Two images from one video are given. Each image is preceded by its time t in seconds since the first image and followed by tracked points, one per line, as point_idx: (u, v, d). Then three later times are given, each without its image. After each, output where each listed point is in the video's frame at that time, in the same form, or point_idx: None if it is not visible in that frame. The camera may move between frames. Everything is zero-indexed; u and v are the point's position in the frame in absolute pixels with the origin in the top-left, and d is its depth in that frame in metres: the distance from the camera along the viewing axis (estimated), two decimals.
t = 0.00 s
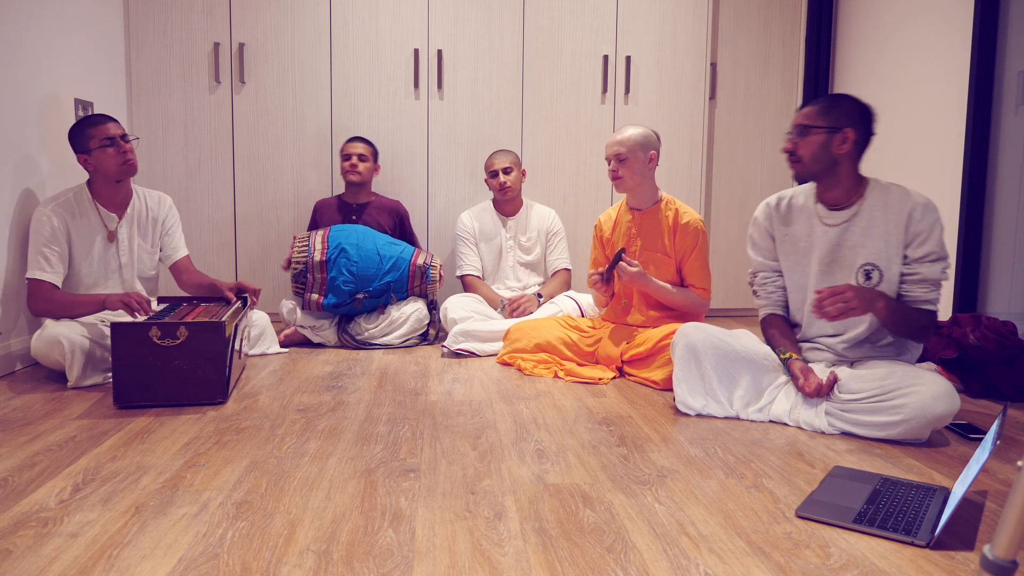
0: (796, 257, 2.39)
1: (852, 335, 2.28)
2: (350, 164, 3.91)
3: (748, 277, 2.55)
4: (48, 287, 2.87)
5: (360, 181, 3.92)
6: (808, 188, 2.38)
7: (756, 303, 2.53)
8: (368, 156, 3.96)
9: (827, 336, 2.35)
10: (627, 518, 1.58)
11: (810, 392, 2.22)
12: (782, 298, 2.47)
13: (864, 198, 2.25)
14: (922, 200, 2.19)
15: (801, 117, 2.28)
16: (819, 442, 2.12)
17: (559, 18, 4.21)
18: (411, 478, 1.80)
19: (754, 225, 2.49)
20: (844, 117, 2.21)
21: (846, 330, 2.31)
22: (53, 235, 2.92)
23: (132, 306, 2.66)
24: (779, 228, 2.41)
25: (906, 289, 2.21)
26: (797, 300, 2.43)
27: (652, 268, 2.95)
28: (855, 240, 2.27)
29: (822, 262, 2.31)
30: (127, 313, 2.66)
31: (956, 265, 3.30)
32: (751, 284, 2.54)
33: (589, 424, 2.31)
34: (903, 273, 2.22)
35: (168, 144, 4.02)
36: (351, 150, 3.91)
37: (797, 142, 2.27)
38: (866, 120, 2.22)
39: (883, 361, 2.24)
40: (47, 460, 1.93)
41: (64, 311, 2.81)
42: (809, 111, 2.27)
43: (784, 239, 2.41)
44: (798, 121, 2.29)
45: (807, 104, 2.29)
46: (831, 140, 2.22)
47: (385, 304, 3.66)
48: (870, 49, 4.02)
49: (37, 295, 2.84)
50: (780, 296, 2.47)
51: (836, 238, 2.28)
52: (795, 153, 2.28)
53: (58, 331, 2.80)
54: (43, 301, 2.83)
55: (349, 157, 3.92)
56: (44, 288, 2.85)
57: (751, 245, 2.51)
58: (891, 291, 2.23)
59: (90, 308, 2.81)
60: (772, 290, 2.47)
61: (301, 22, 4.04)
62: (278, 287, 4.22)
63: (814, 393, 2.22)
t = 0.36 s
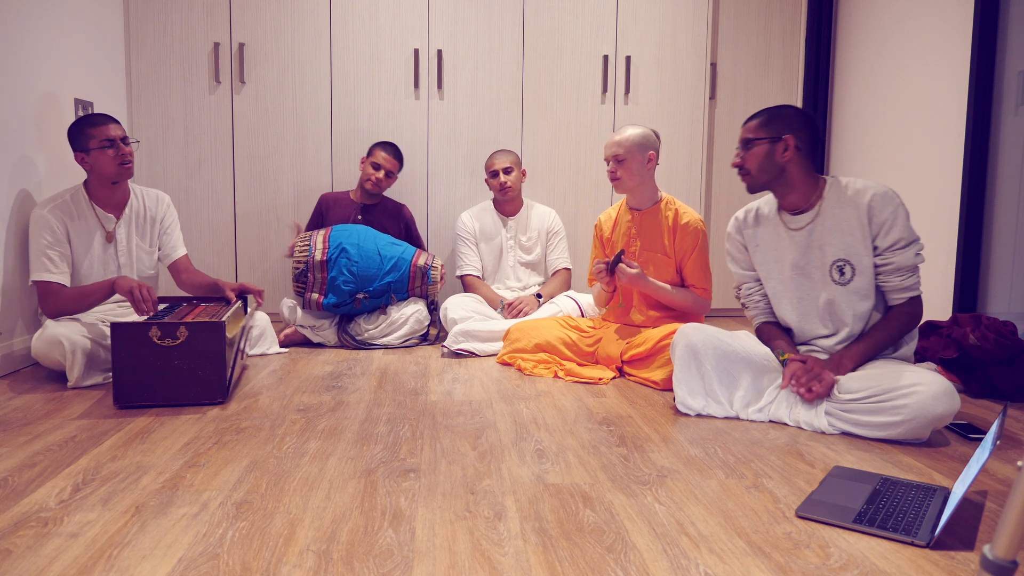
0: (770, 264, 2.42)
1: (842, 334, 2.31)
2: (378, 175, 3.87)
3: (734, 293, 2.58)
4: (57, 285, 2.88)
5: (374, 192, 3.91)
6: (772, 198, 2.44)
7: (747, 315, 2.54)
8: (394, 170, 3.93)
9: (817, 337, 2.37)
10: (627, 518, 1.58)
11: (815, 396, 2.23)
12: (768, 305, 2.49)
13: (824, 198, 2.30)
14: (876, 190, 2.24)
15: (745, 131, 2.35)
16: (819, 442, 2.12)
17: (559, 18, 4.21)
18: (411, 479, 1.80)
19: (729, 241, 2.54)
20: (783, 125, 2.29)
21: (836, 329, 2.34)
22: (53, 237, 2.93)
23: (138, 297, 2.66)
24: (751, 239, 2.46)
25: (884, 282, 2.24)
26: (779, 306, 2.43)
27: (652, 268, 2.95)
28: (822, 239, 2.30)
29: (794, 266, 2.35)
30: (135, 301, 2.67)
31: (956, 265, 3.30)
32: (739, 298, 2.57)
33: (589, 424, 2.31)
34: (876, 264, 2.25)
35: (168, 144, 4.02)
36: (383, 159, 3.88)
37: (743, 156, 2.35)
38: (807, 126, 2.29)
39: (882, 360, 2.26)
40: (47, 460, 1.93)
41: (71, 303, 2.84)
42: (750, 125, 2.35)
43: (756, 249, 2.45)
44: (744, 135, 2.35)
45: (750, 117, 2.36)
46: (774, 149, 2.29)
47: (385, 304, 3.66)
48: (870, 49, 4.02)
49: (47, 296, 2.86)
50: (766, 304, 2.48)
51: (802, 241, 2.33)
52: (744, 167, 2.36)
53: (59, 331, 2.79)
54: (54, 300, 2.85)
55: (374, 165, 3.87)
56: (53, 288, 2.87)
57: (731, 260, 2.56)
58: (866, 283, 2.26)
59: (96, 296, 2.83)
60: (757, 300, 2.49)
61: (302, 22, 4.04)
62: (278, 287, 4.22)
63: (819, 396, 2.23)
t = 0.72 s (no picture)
0: (770, 262, 2.44)
1: (841, 333, 2.30)
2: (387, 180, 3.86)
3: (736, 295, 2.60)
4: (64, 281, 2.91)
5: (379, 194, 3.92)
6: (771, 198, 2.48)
7: (748, 314, 2.55)
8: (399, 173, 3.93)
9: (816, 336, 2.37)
10: (627, 518, 1.58)
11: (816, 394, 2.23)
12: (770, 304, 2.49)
13: (822, 198, 2.33)
14: (875, 190, 2.26)
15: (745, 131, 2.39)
16: (819, 442, 2.12)
17: (559, 18, 4.21)
18: (411, 479, 1.80)
19: (730, 242, 2.57)
20: (783, 125, 2.33)
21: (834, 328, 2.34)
22: (52, 235, 2.94)
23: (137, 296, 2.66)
24: (751, 238, 2.49)
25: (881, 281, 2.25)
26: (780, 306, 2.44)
27: (652, 268, 2.95)
28: (821, 238, 2.33)
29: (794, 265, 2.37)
30: (137, 299, 2.67)
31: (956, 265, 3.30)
32: (741, 299, 2.58)
33: (589, 424, 2.31)
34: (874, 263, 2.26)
35: (168, 144, 4.02)
36: (390, 163, 3.87)
37: (743, 153, 2.38)
38: (805, 126, 2.33)
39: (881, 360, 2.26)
40: (47, 460, 1.93)
41: (81, 301, 2.86)
42: (750, 124, 2.39)
43: (756, 248, 2.47)
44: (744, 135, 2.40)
45: (750, 118, 2.40)
46: (773, 147, 2.33)
47: (385, 304, 3.66)
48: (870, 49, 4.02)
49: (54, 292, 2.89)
50: (767, 303, 2.49)
51: (801, 239, 2.35)
52: (744, 164, 2.39)
53: (58, 331, 2.79)
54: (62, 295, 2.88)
55: (382, 169, 3.86)
56: (60, 283, 2.90)
57: (732, 260, 2.58)
58: (865, 282, 2.27)
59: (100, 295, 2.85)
60: (757, 299, 2.50)
61: (302, 22, 4.04)
62: (278, 287, 4.22)
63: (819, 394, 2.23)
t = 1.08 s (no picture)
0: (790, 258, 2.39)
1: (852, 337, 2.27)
2: (378, 180, 3.86)
3: (747, 282, 2.56)
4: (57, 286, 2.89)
5: (375, 194, 3.95)
6: (802, 191, 2.39)
7: (755, 305, 2.53)
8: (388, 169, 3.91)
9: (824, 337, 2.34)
10: (627, 518, 1.58)
11: (811, 389, 2.26)
12: (779, 298, 2.47)
13: (858, 201, 2.25)
14: (915, 200, 2.18)
15: (798, 116, 2.26)
16: (819, 442, 2.12)
17: (559, 19, 4.21)
18: (411, 478, 1.80)
19: (749, 229, 2.50)
20: (840, 118, 2.19)
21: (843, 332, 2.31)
22: (55, 236, 2.92)
23: (137, 303, 2.66)
24: (775, 229, 2.42)
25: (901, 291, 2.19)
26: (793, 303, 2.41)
27: (652, 268, 2.95)
28: (849, 241, 2.27)
29: (815, 264, 2.32)
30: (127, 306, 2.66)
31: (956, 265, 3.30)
32: (750, 288, 2.54)
33: (589, 424, 2.31)
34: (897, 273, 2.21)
35: (168, 144, 4.02)
36: (377, 164, 3.85)
37: (791, 139, 2.25)
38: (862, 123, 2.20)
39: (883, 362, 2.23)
40: (48, 460, 1.93)
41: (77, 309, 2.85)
42: (806, 109, 2.24)
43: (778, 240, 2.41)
44: (794, 120, 2.27)
45: (803, 104, 2.27)
46: (824, 139, 2.20)
47: (385, 305, 3.66)
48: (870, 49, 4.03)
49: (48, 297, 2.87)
50: (778, 298, 2.47)
51: (828, 239, 2.29)
52: (788, 150, 2.27)
53: (59, 331, 2.79)
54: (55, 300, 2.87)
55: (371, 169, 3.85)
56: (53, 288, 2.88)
57: (748, 247, 2.52)
58: (882, 291, 2.22)
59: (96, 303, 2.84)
60: (769, 292, 2.47)
61: (301, 22, 4.04)
62: (278, 287, 4.22)
63: (816, 391, 2.26)
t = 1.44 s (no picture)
0: (815, 252, 2.40)
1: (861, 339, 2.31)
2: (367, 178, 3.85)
3: (760, 267, 2.54)
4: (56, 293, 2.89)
5: (371, 193, 3.94)
6: (839, 185, 2.37)
7: (765, 292, 2.52)
8: (376, 163, 3.89)
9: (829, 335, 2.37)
10: (627, 518, 1.58)
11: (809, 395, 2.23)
12: (793, 291, 2.47)
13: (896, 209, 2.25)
14: (953, 218, 2.19)
15: (860, 114, 2.23)
16: (819, 442, 2.12)
17: (559, 19, 4.21)
18: (411, 479, 1.80)
19: (776, 214, 2.47)
20: (904, 128, 2.19)
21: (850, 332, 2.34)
22: (53, 240, 2.92)
23: (137, 306, 2.70)
24: (804, 219, 2.40)
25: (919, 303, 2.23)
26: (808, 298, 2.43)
27: (652, 268, 2.95)
28: (879, 247, 2.27)
29: (840, 263, 2.32)
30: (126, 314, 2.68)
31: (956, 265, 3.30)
32: (764, 274, 2.52)
33: (589, 424, 2.31)
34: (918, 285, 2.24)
35: (168, 144, 4.02)
36: (360, 163, 3.82)
37: (851, 138, 2.22)
38: (920, 135, 2.20)
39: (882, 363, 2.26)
40: (48, 460, 1.93)
41: (78, 317, 2.81)
42: (872, 111, 2.22)
43: (806, 232, 2.40)
44: (855, 118, 2.25)
45: (865, 101, 2.24)
46: (885, 146, 2.19)
47: (385, 305, 3.66)
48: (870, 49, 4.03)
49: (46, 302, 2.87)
50: (791, 290, 2.47)
51: (858, 241, 2.29)
52: (844, 149, 2.24)
53: (59, 334, 2.78)
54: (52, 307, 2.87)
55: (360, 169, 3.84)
56: (52, 294, 2.88)
57: (770, 232, 2.49)
58: (902, 302, 2.25)
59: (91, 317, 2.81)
60: (784, 283, 2.46)
61: (301, 22, 4.04)
62: (278, 287, 4.22)
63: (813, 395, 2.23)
